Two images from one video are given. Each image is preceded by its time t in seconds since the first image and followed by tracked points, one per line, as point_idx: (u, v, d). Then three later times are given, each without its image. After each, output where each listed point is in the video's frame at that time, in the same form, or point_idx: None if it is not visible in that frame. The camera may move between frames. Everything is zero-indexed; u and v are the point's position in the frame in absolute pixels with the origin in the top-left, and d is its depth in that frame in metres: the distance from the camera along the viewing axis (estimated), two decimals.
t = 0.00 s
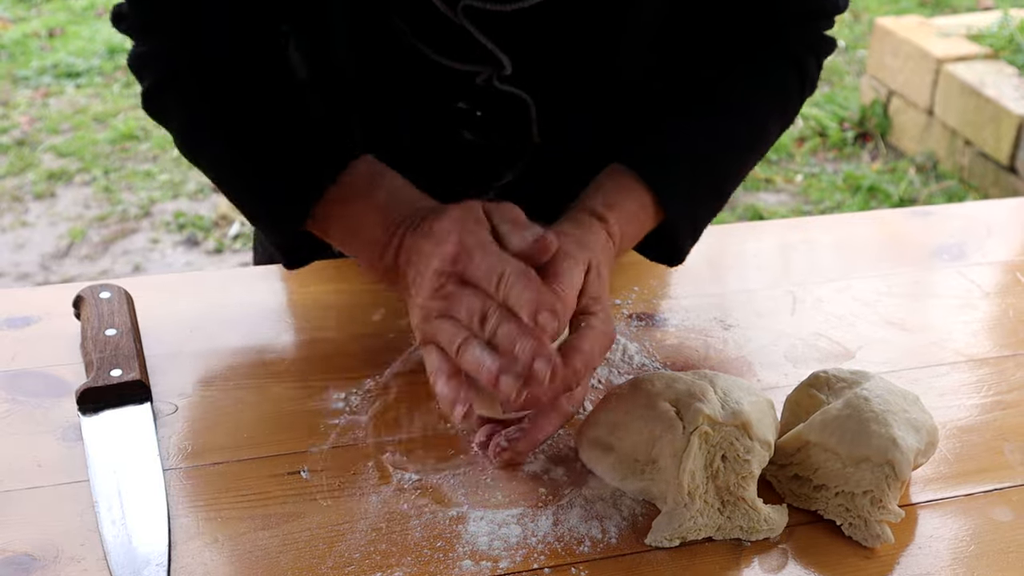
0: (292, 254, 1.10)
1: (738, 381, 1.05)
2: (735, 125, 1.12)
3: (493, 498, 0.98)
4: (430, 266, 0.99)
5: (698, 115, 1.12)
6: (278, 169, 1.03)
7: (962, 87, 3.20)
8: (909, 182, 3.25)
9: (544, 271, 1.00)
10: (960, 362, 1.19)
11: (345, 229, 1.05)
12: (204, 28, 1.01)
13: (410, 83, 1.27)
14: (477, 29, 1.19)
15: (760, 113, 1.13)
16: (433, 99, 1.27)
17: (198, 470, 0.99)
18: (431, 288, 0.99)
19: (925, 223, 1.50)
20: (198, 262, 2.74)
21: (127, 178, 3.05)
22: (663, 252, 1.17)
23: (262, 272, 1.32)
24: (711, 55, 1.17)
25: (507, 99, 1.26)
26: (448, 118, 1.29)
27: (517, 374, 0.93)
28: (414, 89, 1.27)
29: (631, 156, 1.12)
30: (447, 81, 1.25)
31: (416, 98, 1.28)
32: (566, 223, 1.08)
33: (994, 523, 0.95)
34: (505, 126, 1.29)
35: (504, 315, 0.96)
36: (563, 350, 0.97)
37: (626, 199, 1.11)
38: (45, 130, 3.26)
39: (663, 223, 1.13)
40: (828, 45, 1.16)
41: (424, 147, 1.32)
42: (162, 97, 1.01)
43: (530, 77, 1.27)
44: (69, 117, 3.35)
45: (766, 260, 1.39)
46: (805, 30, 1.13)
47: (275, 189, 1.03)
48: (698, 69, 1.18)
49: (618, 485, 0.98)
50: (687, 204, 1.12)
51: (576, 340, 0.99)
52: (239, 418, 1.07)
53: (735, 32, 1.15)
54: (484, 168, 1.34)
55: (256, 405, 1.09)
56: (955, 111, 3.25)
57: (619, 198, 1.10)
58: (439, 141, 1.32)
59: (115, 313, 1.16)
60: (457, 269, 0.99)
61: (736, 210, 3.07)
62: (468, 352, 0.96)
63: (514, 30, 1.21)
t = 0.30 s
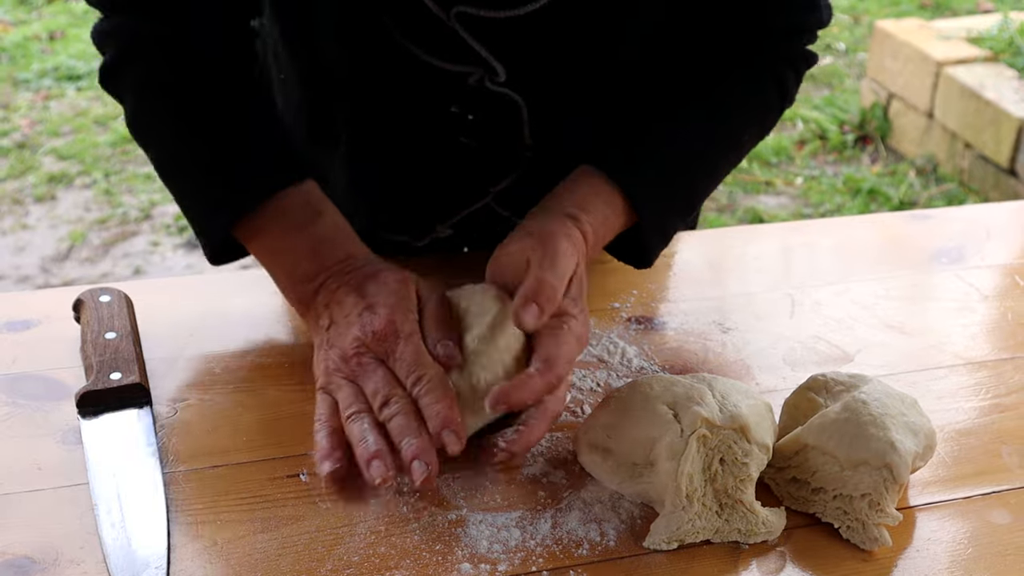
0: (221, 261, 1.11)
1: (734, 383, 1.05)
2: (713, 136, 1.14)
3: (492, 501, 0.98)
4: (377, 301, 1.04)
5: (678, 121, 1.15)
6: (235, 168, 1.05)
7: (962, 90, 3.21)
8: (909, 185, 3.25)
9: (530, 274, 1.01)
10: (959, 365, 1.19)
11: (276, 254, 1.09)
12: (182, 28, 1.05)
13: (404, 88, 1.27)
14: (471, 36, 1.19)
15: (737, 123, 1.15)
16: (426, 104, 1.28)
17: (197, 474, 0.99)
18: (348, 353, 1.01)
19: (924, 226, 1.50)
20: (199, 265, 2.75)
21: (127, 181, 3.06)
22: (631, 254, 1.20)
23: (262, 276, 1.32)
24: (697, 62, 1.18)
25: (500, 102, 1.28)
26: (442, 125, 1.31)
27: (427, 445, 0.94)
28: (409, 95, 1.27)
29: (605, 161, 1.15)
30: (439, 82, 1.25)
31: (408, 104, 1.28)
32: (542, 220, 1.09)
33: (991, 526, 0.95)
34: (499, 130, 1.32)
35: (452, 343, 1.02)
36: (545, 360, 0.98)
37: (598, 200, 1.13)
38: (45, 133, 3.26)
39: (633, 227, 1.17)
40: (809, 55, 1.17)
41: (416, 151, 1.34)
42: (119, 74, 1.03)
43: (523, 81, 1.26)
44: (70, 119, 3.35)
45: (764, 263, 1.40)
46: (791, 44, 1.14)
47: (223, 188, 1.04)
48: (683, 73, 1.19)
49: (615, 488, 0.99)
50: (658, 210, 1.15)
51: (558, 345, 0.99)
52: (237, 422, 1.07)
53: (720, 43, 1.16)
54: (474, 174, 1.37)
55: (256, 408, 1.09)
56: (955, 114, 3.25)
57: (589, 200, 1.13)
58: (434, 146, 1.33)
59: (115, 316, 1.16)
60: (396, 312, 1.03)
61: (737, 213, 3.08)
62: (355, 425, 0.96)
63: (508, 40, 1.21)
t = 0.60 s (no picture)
0: (281, 249, 1.16)
1: (732, 385, 1.05)
2: (717, 138, 1.15)
3: (491, 502, 0.98)
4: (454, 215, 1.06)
5: (680, 122, 1.15)
6: (276, 161, 1.09)
7: (961, 91, 3.21)
8: (909, 187, 3.25)
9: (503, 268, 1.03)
10: (957, 367, 1.19)
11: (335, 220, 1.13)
12: (216, 34, 1.09)
13: (402, 92, 1.29)
14: (467, 40, 1.22)
15: (744, 125, 1.16)
16: (425, 107, 1.30)
17: (196, 474, 0.99)
18: (414, 290, 1.03)
19: (922, 228, 1.50)
20: (198, 266, 2.75)
21: (128, 182, 3.06)
22: (632, 259, 1.19)
23: (261, 277, 1.32)
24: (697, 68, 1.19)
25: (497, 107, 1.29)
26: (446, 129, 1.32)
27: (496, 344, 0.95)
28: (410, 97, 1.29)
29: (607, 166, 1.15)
30: (437, 89, 1.28)
31: (407, 105, 1.30)
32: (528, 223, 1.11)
33: (989, 527, 0.95)
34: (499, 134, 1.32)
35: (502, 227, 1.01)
36: (544, 340, 1.02)
37: (590, 205, 1.14)
38: (46, 135, 3.26)
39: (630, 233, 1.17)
40: (815, 58, 1.19)
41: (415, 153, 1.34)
42: (155, 98, 1.08)
43: (519, 86, 1.29)
44: (70, 121, 3.35)
45: (763, 264, 1.40)
46: (797, 47, 1.16)
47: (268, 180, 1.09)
48: (684, 75, 1.20)
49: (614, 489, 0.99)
50: (657, 216, 1.15)
51: (555, 328, 1.03)
52: (236, 423, 1.07)
53: (722, 48, 1.18)
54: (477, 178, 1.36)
55: (255, 409, 1.09)
56: (955, 115, 3.25)
57: (582, 202, 1.14)
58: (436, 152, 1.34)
59: (114, 317, 1.17)
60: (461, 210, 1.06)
61: (736, 214, 3.08)
62: (442, 355, 0.99)
63: (504, 42, 1.23)
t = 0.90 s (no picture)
0: (215, 220, 1.13)
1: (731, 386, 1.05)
2: (705, 121, 1.15)
3: (490, 504, 0.98)
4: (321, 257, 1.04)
5: (669, 103, 1.15)
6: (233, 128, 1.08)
7: (962, 93, 3.21)
8: (910, 189, 3.25)
9: (514, 244, 1.04)
10: (957, 369, 1.19)
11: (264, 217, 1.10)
12: (224, 5, 1.10)
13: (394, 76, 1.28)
14: (458, 13, 1.20)
15: (733, 108, 1.15)
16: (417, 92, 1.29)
17: (195, 476, 0.99)
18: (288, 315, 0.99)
19: (922, 229, 1.50)
20: (199, 268, 2.75)
21: (129, 184, 3.06)
22: (618, 237, 1.23)
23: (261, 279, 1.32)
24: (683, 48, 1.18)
25: (490, 87, 1.27)
26: (437, 117, 1.31)
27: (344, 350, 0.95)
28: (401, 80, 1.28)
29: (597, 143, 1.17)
30: (429, 66, 1.26)
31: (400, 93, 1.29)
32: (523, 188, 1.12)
33: (989, 529, 0.95)
34: (491, 122, 1.31)
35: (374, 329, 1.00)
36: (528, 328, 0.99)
37: (580, 175, 1.16)
38: (47, 136, 3.27)
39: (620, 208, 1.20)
40: (800, 45, 1.18)
41: (408, 149, 1.35)
42: (131, 47, 1.08)
43: (508, 62, 1.27)
44: (71, 122, 3.35)
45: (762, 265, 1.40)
46: (781, 34, 1.14)
47: (235, 148, 1.07)
48: (669, 58, 1.19)
49: (613, 491, 0.99)
50: (646, 196, 1.18)
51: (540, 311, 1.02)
52: (235, 424, 1.07)
53: (711, 31, 1.17)
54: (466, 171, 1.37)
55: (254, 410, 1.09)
56: (956, 117, 3.25)
57: (576, 174, 1.16)
58: (427, 146, 1.34)
59: (113, 319, 1.17)
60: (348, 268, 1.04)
61: (737, 216, 3.08)
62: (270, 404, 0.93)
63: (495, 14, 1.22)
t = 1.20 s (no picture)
0: (204, 184, 1.14)
1: (728, 387, 1.05)
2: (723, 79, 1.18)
3: (488, 505, 0.98)
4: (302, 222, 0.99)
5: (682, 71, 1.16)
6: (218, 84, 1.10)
7: (962, 93, 3.21)
8: (911, 189, 3.25)
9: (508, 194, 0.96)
10: (956, 370, 1.19)
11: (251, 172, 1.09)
12: None
13: (382, 45, 1.23)
14: None
15: (744, 64, 1.19)
16: (405, 60, 1.24)
17: (192, 477, 0.99)
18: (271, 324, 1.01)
19: (921, 230, 1.50)
20: (199, 270, 2.75)
21: (130, 185, 3.06)
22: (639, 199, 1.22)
23: (259, 279, 1.32)
24: (700, 6, 1.19)
25: (479, 55, 1.21)
26: (424, 93, 1.26)
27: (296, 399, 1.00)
28: (391, 45, 1.23)
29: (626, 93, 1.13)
30: (420, 31, 1.21)
31: (388, 61, 1.25)
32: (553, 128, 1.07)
33: (987, 530, 0.95)
34: (473, 112, 1.26)
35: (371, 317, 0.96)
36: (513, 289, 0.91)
37: (602, 118, 1.12)
38: (47, 137, 3.27)
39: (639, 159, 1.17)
40: (799, 19, 1.23)
41: (391, 124, 1.30)
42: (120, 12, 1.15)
43: (498, 23, 1.21)
44: (71, 124, 3.35)
45: (760, 266, 1.40)
46: None
47: (203, 104, 1.09)
48: (684, 24, 1.19)
49: (610, 492, 0.99)
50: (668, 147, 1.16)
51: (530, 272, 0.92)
52: (232, 426, 1.07)
53: None
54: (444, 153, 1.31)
55: (250, 412, 1.09)
56: (956, 118, 3.25)
57: (599, 116, 1.12)
58: (410, 125, 1.30)
59: (110, 320, 1.16)
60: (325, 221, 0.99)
61: (737, 217, 3.08)
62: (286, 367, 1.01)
63: None
